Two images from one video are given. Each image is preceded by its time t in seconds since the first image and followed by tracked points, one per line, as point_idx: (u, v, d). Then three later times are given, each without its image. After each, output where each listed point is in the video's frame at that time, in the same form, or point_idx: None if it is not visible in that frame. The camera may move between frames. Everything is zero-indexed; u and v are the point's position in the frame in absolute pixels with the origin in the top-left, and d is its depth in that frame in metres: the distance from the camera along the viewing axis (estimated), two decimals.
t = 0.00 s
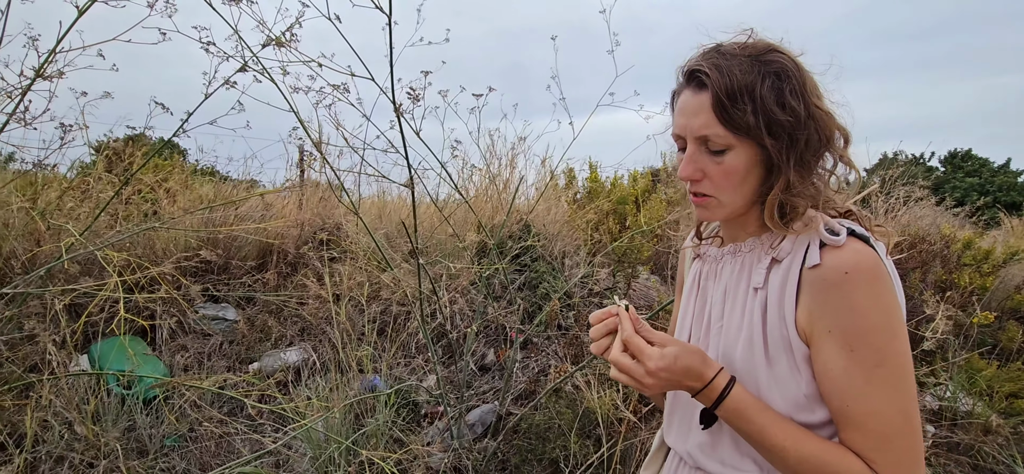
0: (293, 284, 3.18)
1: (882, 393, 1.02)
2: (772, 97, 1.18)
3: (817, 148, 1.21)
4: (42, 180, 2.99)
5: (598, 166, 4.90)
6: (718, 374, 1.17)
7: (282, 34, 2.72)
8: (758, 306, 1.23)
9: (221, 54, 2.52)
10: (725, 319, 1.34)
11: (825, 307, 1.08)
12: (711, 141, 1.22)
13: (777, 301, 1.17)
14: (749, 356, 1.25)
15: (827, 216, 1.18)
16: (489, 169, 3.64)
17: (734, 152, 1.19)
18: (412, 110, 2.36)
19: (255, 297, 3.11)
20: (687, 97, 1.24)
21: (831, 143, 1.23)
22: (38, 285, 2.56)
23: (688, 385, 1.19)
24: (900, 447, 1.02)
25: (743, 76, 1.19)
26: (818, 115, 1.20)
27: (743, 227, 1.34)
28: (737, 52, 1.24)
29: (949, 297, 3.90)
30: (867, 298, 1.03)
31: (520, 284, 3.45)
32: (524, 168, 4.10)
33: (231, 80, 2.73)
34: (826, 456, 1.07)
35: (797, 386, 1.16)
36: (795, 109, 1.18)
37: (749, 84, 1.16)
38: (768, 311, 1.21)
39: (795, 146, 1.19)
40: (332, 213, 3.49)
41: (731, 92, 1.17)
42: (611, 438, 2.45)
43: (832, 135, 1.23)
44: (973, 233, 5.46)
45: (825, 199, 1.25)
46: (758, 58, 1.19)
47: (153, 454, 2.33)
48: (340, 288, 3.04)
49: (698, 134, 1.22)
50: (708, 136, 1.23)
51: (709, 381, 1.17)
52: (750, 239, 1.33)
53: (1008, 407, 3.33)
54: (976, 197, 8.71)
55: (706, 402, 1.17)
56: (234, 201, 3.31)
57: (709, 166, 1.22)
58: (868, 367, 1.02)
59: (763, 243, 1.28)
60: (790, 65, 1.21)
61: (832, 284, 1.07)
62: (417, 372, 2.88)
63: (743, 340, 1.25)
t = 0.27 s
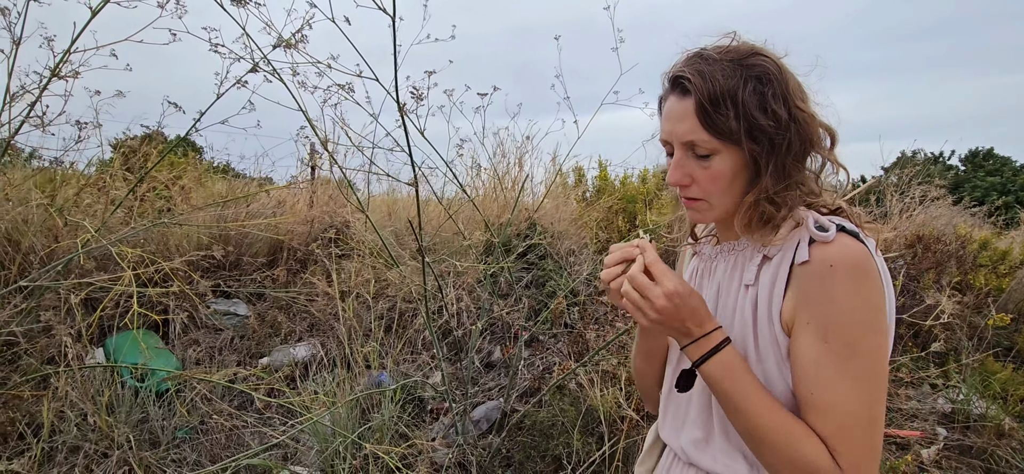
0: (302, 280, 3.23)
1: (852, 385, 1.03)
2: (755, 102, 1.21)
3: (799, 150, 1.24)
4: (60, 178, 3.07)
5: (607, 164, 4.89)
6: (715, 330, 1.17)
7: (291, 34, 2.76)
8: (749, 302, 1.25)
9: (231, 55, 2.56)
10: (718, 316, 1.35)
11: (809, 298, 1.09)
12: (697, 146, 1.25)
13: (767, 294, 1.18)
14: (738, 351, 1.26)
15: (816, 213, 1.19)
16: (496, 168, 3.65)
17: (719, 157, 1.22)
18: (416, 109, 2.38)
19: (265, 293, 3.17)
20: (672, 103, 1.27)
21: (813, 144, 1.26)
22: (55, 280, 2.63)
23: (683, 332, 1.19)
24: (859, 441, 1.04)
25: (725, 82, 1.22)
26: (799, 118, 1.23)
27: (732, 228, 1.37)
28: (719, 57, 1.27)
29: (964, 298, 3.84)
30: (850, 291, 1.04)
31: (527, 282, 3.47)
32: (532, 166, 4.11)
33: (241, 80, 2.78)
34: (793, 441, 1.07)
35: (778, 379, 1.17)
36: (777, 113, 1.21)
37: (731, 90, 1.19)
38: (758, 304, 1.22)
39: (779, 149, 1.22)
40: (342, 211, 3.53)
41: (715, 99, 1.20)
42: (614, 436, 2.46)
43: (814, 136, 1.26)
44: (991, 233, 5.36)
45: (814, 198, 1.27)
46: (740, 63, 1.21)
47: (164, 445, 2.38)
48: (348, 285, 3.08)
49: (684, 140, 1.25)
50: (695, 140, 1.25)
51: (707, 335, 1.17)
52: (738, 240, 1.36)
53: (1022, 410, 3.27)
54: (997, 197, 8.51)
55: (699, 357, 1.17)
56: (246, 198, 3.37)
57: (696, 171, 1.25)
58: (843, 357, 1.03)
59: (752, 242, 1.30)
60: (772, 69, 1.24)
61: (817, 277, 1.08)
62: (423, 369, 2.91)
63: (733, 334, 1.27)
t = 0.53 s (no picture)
0: (321, 276, 3.30)
1: (835, 372, 1.02)
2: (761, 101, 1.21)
3: (804, 149, 1.24)
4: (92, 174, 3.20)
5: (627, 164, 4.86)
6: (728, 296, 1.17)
7: (310, 35, 2.82)
8: (745, 295, 1.25)
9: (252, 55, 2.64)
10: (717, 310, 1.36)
11: (802, 286, 1.09)
12: (703, 146, 1.24)
13: (763, 285, 1.18)
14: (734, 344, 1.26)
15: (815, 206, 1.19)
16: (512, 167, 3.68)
17: (726, 156, 1.21)
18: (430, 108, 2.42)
19: (285, 288, 3.25)
20: (677, 103, 1.26)
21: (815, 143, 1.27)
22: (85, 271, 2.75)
23: (699, 290, 1.19)
24: (839, 433, 1.02)
25: (730, 81, 1.21)
26: (803, 117, 1.23)
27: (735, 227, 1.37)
28: (723, 56, 1.27)
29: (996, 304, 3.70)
30: (843, 279, 1.03)
31: (542, 281, 3.48)
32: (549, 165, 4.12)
33: (262, 80, 2.85)
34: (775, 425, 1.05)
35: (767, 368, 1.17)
36: (783, 111, 1.21)
37: (738, 89, 1.19)
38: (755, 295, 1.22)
39: (786, 148, 1.22)
40: (360, 208, 3.59)
41: (721, 97, 1.19)
42: (624, 436, 2.46)
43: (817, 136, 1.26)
44: None
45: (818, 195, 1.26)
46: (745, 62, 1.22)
47: (186, 432, 2.48)
48: (365, 281, 3.14)
49: (691, 140, 1.24)
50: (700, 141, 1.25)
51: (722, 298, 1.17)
52: (742, 239, 1.35)
53: None
54: None
55: (705, 319, 1.17)
56: (268, 195, 3.46)
57: (702, 171, 1.24)
58: (829, 344, 1.03)
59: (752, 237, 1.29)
60: (775, 68, 1.24)
61: (813, 266, 1.08)
62: (437, 365, 2.95)
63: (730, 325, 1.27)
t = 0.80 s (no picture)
0: (330, 276, 3.32)
1: (835, 371, 1.01)
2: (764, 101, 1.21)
3: (807, 150, 1.24)
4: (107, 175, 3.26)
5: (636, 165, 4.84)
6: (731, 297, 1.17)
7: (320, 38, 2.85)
8: (747, 294, 1.25)
9: (262, 58, 2.67)
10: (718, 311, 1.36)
11: (803, 286, 1.09)
12: (706, 145, 1.24)
13: (764, 284, 1.18)
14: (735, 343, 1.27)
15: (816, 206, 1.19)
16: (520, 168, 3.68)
17: (728, 156, 1.21)
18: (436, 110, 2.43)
19: (294, 288, 3.28)
20: (681, 102, 1.27)
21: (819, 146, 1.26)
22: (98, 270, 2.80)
23: (700, 290, 1.19)
24: (842, 434, 1.01)
25: (735, 81, 1.22)
26: (807, 119, 1.23)
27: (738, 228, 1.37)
28: (728, 57, 1.27)
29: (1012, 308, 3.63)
30: (843, 278, 1.03)
31: (549, 282, 3.49)
32: (557, 167, 4.12)
33: (272, 82, 2.89)
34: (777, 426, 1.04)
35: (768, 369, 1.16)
36: (786, 111, 1.21)
37: (741, 88, 1.19)
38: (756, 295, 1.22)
39: (788, 148, 1.22)
40: (369, 209, 3.61)
41: (725, 97, 1.19)
42: (630, 438, 2.45)
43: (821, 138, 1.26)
44: None
45: (819, 195, 1.26)
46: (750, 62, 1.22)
47: (196, 429, 2.51)
48: (373, 281, 3.16)
49: (693, 139, 1.24)
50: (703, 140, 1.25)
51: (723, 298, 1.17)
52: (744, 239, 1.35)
53: None
54: None
55: (706, 320, 1.17)
56: (278, 196, 3.49)
57: (704, 171, 1.24)
58: (829, 343, 1.02)
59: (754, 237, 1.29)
60: (780, 69, 1.25)
61: (814, 265, 1.08)
62: (443, 365, 2.96)
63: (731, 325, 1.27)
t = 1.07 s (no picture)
0: (335, 278, 3.33)
1: (844, 377, 1.00)
2: (769, 102, 1.20)
3: (812, 152, 1.22)
4: (115, 177, 3.29)
5: (641, 167, 4.83)
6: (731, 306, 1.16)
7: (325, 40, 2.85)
8: (750, 297, 1.24)
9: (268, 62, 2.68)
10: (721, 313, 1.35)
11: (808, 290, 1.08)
12: (709, 145, 1.23)
13: (767, 288, 1.17)
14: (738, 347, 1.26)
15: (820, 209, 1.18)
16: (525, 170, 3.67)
17: (731, 156, 1.20)
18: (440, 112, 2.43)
19: (300, 290, 3.29)
20: (685, 101, 1.26)
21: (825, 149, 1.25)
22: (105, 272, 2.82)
23: (700, 299, 1.18)
24: (852, 440, 1.00)
25: (740, 81, 1.21)
26: (813, 122, 1.21)
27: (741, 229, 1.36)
28: (733, 58, 1.27)
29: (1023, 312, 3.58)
30: (849, 282, 1.02)
31: (554, 284, 3.48)
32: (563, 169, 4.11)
33: (278, 85, 2.90)
34: (786, 434, 1.03)
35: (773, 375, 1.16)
36: (790, 112, 1.20)
37: (747, 88, 1.18)
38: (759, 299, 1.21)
39: (792, 149, 1.20)
40: (374, 212, 3.62)
41: (730, 97, 1.19)
42: (634, 442, 2.44)
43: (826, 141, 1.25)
44: None
45: (823, 197, 1.25)
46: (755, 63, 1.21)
47: (201, 431, 2.52)
48: (377, 283, 3.16)
49: (697, 138, 1.23)
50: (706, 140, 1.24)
51: (724, 307, 1.16)
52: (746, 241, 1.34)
53: None
54: None
55: (708, 330, 1.15)
56: (283, 198, 3.50)
57: (706, 170, 1.22)
58: (836, 348, 1.01)
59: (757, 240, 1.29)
60: (786, 71, 1.24)
61: (819, 269, 1.07)
62: (448, 367, 2.96)
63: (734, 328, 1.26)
